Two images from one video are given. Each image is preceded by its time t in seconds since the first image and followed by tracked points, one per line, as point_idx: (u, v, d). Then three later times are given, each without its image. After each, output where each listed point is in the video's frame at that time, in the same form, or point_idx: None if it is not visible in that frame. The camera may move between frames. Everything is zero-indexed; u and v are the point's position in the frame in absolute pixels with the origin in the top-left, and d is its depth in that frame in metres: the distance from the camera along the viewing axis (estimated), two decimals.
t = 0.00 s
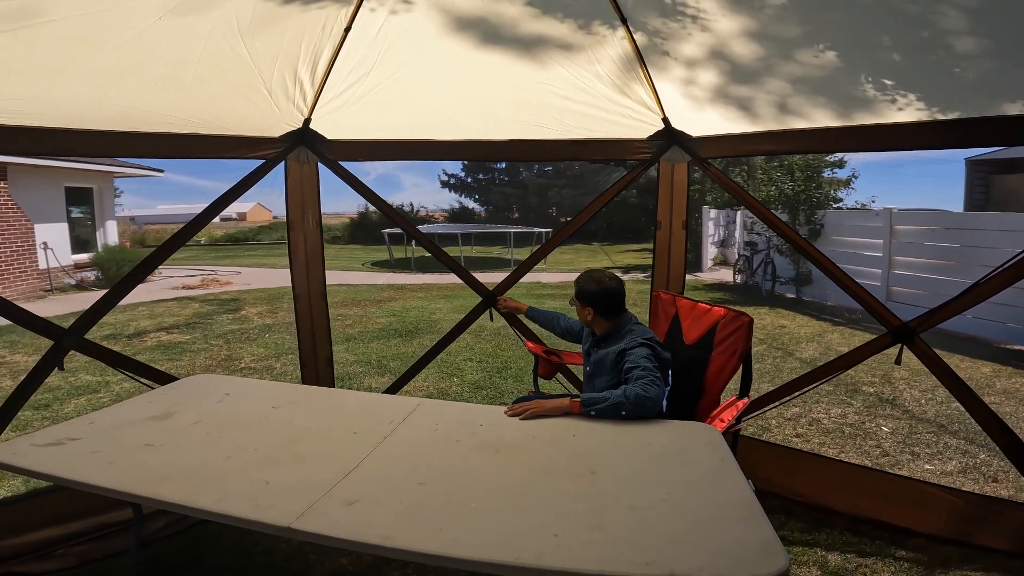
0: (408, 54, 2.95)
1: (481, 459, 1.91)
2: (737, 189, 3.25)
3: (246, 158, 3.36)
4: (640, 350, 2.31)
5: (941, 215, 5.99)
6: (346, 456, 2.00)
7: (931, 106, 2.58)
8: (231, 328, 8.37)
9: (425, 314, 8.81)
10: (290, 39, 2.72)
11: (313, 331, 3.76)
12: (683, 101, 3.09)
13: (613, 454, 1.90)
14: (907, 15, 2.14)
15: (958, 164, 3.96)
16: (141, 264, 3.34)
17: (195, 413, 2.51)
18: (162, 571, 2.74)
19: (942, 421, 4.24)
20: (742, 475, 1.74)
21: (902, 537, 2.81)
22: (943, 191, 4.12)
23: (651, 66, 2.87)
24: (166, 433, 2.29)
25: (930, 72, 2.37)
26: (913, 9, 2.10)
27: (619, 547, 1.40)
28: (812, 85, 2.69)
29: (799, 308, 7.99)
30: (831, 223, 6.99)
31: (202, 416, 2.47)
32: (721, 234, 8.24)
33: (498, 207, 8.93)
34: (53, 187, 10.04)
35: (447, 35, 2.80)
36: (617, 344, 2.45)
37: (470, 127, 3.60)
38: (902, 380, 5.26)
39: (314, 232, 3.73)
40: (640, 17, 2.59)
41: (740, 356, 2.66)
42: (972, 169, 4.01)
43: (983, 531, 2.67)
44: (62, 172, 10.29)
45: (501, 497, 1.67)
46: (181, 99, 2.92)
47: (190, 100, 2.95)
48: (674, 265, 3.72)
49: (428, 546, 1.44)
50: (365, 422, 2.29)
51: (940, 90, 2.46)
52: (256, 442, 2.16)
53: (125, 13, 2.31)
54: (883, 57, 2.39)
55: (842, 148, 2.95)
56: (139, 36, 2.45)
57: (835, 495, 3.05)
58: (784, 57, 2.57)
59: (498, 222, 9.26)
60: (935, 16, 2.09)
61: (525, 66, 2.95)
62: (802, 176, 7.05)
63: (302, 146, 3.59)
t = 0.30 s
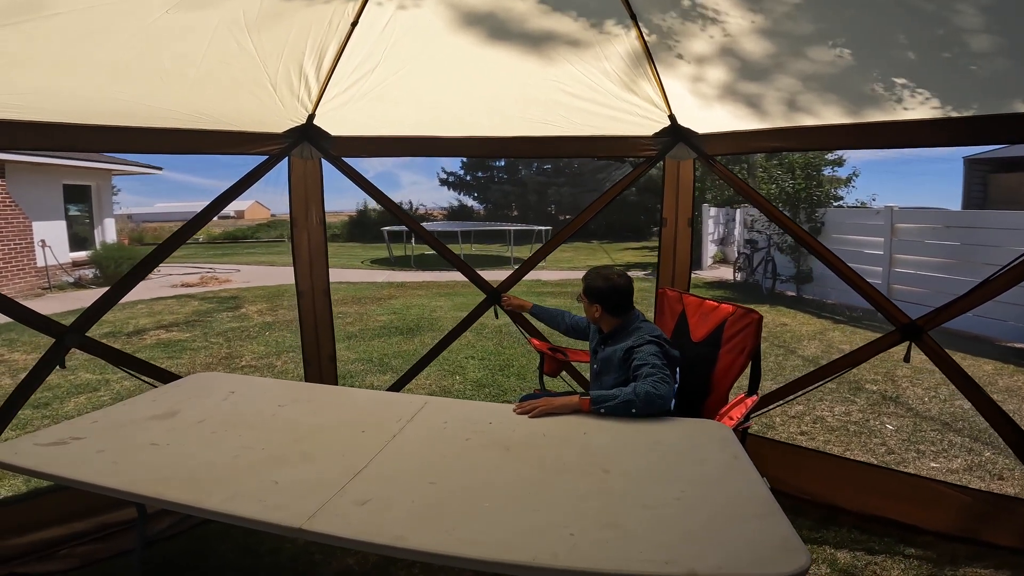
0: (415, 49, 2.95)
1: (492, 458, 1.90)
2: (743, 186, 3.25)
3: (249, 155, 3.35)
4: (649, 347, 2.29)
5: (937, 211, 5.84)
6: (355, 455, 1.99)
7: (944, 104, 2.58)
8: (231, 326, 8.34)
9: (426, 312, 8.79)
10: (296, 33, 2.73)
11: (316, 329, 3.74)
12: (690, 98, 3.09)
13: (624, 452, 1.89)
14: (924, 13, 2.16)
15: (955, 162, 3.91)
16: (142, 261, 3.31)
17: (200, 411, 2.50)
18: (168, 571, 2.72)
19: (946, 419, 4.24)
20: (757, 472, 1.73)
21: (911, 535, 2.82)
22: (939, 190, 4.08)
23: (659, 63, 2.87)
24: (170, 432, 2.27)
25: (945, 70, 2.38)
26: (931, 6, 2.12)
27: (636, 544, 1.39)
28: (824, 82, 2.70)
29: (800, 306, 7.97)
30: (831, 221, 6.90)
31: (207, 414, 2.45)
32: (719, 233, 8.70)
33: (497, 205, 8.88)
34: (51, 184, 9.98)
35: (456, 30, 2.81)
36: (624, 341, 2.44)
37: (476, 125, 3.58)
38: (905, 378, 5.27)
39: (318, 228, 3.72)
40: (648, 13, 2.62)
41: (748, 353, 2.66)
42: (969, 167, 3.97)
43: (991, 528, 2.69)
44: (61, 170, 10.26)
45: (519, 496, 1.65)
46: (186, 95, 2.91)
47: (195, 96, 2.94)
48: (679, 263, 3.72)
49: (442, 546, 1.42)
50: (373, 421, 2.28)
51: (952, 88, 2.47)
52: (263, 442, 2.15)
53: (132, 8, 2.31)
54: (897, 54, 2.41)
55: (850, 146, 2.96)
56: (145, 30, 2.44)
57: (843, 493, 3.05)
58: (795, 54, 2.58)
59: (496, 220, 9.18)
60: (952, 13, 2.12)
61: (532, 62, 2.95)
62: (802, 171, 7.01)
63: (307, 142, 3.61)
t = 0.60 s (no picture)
0: (423, 42, 2.92)
1: (504, 458, 1.87)
2: (753, 183, 3.22)
3: (252, 151, 3.31)
4: (657, 344, 2.26)
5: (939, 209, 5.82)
6: (365, 455, 1.96)
7: (960, 101, 2.56)
8: (231, 324, 8.31)
9: (427, 310, 8.75)
10: (302, 26, 2.69)
11: (319, 326, 3.70)
12: (699, 94, 3.06)
13: (638, 451, 1.86)
14: (943, 9, 2.13)
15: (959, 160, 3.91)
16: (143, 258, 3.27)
17: (204, 411, 2.46)
18: (172, 572, 2.70)
19: (953, 417, 4.22)
20: (774, 471, 1.71)
21: (922, 533, 2.80)
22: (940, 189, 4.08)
23: (669, 59, 2.84)
24: (174, 433, 2.23)
25: (960, 67, 2.37)
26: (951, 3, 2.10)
27: (658, 547, 1.36)
28: (838, 79, 2.67)
29: (804, 304, 7.92)
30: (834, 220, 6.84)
31: (211, 414, 2.42)
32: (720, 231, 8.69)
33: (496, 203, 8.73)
34: (50, 182, 9.94)
35: (465, 23, 2.78)
36: (632, 339, 2.40)
37: (482, 120, 3.55)
38: (909, 376, 5.25)
39: (321, 224, 3.67)
40: (659, 9, 2.58)
41: (760, 350, 2.64)
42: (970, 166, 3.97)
43: (1003, 526, 2.67)
44: (59, 167, 10.19)
45: (534, 497, 1.62)
46: (189, 88, 2.87)
47: (197, 89, 2.89)
48: (686, 260, 3.69)
49: (458, 549, 1.39)
50: (381, 420, 2.25)
51: (967, 85, 2.45)
52: (269, 442, 2.11)
53: None
54: (913, 51, 2.38)
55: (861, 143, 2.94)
56: (148, 22, 2.39)
57: (853, 492, 3.02)
58: (809, 50, 2.55)
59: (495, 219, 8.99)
60: (972, 10, 2.09)
61: (540, 55, 2.92)
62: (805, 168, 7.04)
63: (309, 138, 3.57)
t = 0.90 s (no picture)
0: (422, 35, 2.86)
1: (507, 460, 1.81)
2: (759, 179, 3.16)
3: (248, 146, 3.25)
4: (663, 343, 2.20)
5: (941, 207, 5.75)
6: (363, 458, 1.90)
7: (971, 96, 2.50)
8: (229, 322, 8.24)
9: (426, 309, 8.68)
10: (298, 18, 2.62)
11: (315, 324, 3.63)
12: (705, 88, 3.00)
13: (646, 454, 1.80)
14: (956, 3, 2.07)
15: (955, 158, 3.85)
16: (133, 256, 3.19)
17: (197, 412, 2.40)
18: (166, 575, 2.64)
19: (959, 417, 4.16)
20: (786, 475, 1.65)
21: (931, 535, 2.75)
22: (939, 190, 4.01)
23: (674, 52, 2.77)
24: (165, 435, 2.17)
25: (972, 62, 2.31)
26: None
27: (669, 555, 1.30)
28: (847, 73, 2.61)
29: (807, 303, 7.84)
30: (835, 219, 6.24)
31: (205, 415, 2.36)
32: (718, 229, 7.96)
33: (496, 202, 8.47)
34: (47, 179, 9.86)
35: (466, 16, 2.71)
36: (636, 337, 2.34)
37: (482, 115, 3.48)
38: (914, 375, 5.19)
39: (318, 221, 3.60)
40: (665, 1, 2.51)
41: (767, 350, 2.56)
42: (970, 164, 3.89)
43: (1014, 527, 2.62)
44: (56, 164, 10.10)
45: (537, 502, 1.56)
46: (182, 81, 2.80)
47: (191, 82, 2.83)
48: (691, 258, 3.63)
49: (458, 557, 1.33)
50: (379, 422, 2.18)
51: (979, 80, 2.39)
52: (264, 444, 2.05)
53: None
54: (924, 46, 2.32)
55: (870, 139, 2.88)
56: (138, 12, 2.32)
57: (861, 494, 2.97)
58: (819, 43, 2.49)
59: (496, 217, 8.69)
60: (987, 4, 2.03)
61: (543, 48, 2.86)
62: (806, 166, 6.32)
63: (306, 133, 3.48)
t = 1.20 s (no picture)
0: (411, 27, 2.72)
1: (497, 475, 1.69)
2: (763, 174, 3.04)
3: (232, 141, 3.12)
4: (667, 349, 2.07)
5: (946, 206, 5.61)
6: (343, 473, 1.77)
7: (989, 89, 2.37)
8: (223, 322, 8.10)
9: (424, 308, 8.54)
10: (280, 9, 2.48)
11: (304, 324, 3.52)
12: (709, 81, 2.87)
13: (647, 468, 1.67)
14: None
15: (959, 158, 3.69)
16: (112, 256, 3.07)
17: (174, 420, 2.28)
18: None
19: (969, 420, 4.04)
20: (797, 492, 1.53)
21: (943, 544, 2.64)
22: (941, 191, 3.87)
23: (677, 43, 2.64)
24: (137, 445, 2.04)
25: (992, 54, 2.18)
26: None
27: None
28: (859, 66, 2.48)
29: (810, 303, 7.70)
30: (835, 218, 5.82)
31: (182, 423, 2.23)
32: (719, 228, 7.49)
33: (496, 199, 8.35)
34: (42, 177, 9.73)
35: (457, 6, 2.57)
36: (640, 342, 2.22)
37: (476, 109, 3.35)
38: (921, 377, 5.07)
39: (306, 219, 3.48)
40: None
41: (774, 355, 2.43)
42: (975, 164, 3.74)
43: None
44: (51, 163, 9.97)
45: (527, 522, 1.45)
46: (160, 74, 2.66)
47: (169, 75, 2.69)
48: (695, 257, 3.51)
49: None
50: (364, 432, 2.06)
51: (999, 73, 2.26)
52: (240, 456, 1.93)
53: None
54: (941, 37, 2.19)
55: (881, 134, 2.75)
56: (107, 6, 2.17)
57: (868, 502, 2.86)
58: (830, 33, 2.36)
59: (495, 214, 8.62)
60: None
61: (538, 38, 2.72)
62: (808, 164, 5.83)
63: (294, 129, 3.38)
